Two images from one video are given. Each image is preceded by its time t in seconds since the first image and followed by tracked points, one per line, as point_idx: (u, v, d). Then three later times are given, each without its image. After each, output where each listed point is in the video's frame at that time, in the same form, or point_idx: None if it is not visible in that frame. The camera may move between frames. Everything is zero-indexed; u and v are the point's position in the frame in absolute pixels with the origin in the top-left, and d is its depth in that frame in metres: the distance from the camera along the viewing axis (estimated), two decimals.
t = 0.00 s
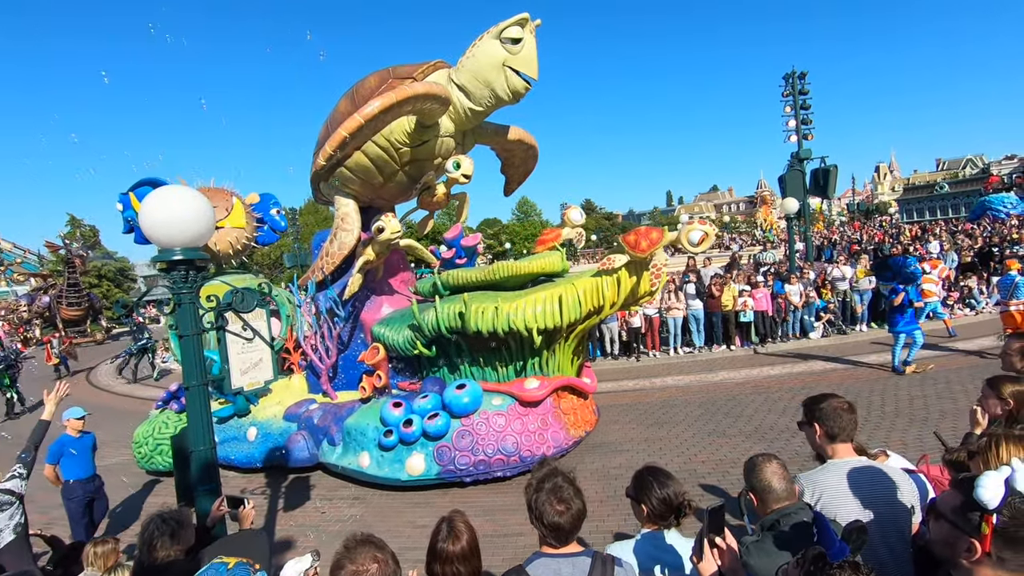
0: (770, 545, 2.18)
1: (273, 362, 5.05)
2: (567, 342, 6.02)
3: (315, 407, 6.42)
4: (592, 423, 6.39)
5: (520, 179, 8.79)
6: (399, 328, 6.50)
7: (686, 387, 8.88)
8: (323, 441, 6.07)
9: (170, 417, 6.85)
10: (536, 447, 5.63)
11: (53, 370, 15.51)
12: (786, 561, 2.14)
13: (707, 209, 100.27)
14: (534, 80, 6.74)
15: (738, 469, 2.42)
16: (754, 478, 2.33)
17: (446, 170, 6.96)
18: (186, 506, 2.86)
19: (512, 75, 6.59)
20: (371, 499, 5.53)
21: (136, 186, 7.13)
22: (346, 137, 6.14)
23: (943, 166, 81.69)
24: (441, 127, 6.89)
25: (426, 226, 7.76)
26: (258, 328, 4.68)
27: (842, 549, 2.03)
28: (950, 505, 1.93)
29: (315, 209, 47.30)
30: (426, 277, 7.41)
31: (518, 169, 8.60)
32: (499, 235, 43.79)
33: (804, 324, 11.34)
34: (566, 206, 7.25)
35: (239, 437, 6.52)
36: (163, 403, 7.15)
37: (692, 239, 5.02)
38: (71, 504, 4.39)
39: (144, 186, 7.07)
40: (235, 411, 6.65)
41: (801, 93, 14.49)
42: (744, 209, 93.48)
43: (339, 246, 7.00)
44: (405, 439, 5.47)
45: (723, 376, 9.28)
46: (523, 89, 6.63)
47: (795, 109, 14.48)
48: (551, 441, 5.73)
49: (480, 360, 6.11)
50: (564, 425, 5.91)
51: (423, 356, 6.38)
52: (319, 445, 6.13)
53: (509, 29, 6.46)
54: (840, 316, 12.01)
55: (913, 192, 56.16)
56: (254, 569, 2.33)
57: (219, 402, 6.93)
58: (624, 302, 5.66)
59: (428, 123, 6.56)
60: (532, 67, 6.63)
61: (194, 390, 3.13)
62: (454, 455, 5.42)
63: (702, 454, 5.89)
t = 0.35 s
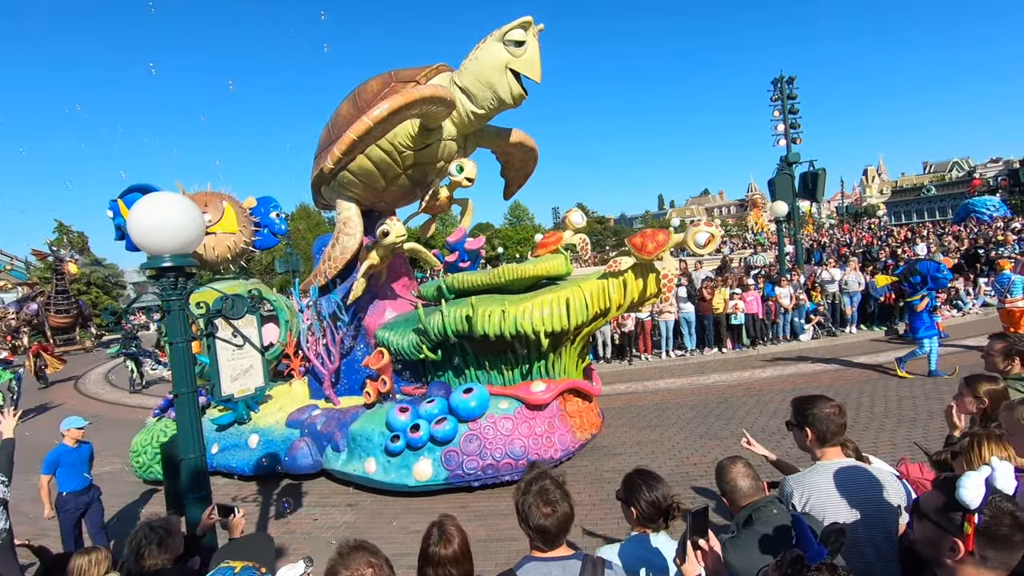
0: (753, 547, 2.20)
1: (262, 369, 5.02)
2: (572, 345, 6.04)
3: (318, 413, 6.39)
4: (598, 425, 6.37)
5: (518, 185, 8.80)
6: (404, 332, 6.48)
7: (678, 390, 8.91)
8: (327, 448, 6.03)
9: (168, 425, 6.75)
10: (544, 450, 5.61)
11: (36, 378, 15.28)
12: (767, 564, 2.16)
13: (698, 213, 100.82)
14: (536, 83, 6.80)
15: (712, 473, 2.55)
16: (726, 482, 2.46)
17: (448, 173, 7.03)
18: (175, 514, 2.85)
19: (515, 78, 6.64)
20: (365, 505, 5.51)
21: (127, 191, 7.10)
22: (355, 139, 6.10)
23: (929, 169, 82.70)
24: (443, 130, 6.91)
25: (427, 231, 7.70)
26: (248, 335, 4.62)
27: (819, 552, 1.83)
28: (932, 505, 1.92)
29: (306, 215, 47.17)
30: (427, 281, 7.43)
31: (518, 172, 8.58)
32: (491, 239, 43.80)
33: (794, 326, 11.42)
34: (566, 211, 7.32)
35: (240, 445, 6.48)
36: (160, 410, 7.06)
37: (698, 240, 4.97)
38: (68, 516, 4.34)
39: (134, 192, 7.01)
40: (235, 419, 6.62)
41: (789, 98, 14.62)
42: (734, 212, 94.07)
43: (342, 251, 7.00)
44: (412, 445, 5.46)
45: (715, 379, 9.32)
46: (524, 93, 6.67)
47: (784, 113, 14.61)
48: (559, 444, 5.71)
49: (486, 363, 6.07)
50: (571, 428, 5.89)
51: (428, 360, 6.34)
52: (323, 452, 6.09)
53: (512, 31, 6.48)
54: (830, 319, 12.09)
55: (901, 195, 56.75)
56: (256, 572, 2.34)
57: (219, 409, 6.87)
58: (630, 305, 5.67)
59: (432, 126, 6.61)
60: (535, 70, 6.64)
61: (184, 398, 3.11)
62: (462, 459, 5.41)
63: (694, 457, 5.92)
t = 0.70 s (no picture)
0: (736, 547, 2.22)
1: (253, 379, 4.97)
2: (578, 349, 6.05)
3: (321, 420, 6.36)
4: (603, 430, 6.41)
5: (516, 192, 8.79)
6: (409, 338, 6.40)
7: (670, 394, 8.95)
8: (332, 455, 6.02)
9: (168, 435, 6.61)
10: (552, 455, 5.65)
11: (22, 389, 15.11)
12: (749, 567, 2.17)
13: (689, 217, 101.42)
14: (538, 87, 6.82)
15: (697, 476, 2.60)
16: (707, 485, 2.53)
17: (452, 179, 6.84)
18: (163, 525, 2.83)
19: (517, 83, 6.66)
20: (358, 513, 5.49)
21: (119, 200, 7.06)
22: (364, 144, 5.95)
23: (916, 172, 83.69)
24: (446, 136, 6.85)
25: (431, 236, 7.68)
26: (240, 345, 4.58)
27: (796, 554, 1.80)
28: (914, 504, 1.94)
29: (298, 222, 47.08)
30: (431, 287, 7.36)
31: (518, 177, 8.55)
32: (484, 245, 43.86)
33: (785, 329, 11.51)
34: (568, 215, 7.23)
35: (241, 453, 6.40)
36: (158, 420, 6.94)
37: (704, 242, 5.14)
38: (72, 527, 4.30)
39: (126, 201, 6.94)
40: (237, 428, 6.51)
41: (777, 103, 14.78)
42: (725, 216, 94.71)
43: (345, 257, 6.98)
44: (420, 451, 5.46)
45: (707, 382, 9.37)
46: (527, 98, 6.69)
47: (772, 119, 14.77)
48: (566, 448, 5.75)
49: (492, 368, 6.07)
50: (578, 432, 5.92)
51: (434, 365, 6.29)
52: (328, 459, 6.07)
53: (515, 36, 6.57)
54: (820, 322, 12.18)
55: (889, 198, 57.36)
56: None
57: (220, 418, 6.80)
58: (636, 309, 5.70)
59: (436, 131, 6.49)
60: (537, 74, 6.70)
61: (173, 408, 3.11)
62: (471, 465, 5.40)
63: (687, 461, 5.95)
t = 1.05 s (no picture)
0: (722, 547, 2.23)
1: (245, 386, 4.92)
2: (585, 352, 6.05)
3: (325, 428, 6.30)
4: (608, 433, 6.50)
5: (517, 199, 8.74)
6: (415, 342, 6.41)
7: (663, 398, 8.97)
8: (337, 462, 5.99)
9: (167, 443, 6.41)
10: (560, 458, 5.67)
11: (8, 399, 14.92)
12: (734, 567, 2.18)
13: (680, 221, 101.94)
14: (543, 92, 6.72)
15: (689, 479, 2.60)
16: (700, 488, 2.53)
17: (456, 183, 6.98)
18: (148, 537, 2.80)
19: (522, 87, 6.54)
20: (350, 521, 5.45)
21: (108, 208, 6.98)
22: (373, 149, 5.83)
23: (902, 176, 84.68)
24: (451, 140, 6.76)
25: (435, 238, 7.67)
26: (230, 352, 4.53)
27: (779, 556, 1.83)
28: (893, 501, 2.01)
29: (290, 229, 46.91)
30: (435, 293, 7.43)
31: (518, 182, 8.30)
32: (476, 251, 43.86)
33: (776, 332, 11.57)
34: (570, 219, 7.25)
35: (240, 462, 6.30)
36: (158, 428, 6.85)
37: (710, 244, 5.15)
38: (80, 538, 4.25)
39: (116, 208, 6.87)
40: (238, 435, 6.44)
41: (766, 108, 14.92)
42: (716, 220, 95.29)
43: (348, 261, 6.99)
44: (428, 456, 5.40)
45: (700, 386, 9.39)
46: (533, 101, 6.57)
47: (761, 124, 14.90)
48: (574, 451, 5.81)
49: (498, 372, 6.05)
50: (584, 435, 6.01)
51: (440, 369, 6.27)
52: (332, 466, 6.04)
53: (518, 41, 6.51)
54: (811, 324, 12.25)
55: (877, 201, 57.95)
56: None
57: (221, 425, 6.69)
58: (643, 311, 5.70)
59: (441, 135, 6.49)
60: (542, 79, 6.61)
61: (163, 417, 3.07)
62: (479, 470, 5.36)
63: (680, 464, 5.95)
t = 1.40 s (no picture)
0: (709, 552, 2.27)
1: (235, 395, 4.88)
2: (589, 355, 6.08)
3: (328, 434, 6.29)
4: (613, 436, 6.50)
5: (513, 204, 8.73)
6: (419, 347, 6.33)
7: (655, 403, 9.01)
8: (341, 469, 5.96)
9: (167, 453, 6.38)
10: (567, 463, 5.61)
11: None
12: (722, 570, 2.22)
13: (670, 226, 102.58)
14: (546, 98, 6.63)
15: (687, 478, 2.54)
16: (701, 484, 2.45)
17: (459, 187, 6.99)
18: (135, 548, 2.77)
19: (526, 93, 6.43)
20: (342, 530, 5.43)
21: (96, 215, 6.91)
22: (383, 154, 5.82)
23: (888, 181, 85.75)
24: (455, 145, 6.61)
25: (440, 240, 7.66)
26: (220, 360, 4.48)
27: (763, 560, 1.91)
28: (871, 501, 2.02)
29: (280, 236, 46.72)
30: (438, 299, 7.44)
31: (517, 186, 8.22)
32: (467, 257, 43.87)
33: (766, 336, 11.65)
34: (570, 224, 7.34)
35: (241, 471, 6.28)
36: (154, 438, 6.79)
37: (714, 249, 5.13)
38: (85, 550, 4.17)
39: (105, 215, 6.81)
40: (239, 443, 6.39)
41: (754, 114, 15.08)
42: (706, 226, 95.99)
43: (352, 267, 6.70)
44: (435, 462, 5.39)
45: (691, 390, 9.44)
46: (537, 106, 6.48)
47: (749, 130, 15.06)
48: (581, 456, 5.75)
49: (503, 377, 6.10)
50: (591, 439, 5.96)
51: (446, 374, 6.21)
52: (336, 474, 6.01)
53: (522, 47, 6.38)
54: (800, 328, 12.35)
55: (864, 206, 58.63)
56: None
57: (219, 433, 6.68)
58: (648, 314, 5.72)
59: (445, 140, 6.32)
60: (545, 85, 6.51)
61: (151, 426, 3.05)
62: (487, 475, 5.35)
63: (671, 469, 5.98)
